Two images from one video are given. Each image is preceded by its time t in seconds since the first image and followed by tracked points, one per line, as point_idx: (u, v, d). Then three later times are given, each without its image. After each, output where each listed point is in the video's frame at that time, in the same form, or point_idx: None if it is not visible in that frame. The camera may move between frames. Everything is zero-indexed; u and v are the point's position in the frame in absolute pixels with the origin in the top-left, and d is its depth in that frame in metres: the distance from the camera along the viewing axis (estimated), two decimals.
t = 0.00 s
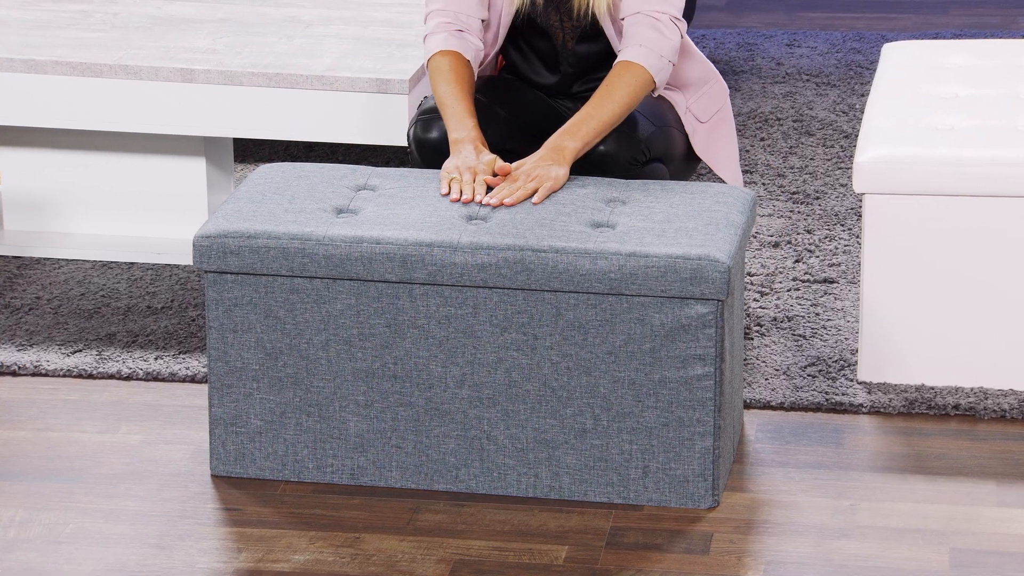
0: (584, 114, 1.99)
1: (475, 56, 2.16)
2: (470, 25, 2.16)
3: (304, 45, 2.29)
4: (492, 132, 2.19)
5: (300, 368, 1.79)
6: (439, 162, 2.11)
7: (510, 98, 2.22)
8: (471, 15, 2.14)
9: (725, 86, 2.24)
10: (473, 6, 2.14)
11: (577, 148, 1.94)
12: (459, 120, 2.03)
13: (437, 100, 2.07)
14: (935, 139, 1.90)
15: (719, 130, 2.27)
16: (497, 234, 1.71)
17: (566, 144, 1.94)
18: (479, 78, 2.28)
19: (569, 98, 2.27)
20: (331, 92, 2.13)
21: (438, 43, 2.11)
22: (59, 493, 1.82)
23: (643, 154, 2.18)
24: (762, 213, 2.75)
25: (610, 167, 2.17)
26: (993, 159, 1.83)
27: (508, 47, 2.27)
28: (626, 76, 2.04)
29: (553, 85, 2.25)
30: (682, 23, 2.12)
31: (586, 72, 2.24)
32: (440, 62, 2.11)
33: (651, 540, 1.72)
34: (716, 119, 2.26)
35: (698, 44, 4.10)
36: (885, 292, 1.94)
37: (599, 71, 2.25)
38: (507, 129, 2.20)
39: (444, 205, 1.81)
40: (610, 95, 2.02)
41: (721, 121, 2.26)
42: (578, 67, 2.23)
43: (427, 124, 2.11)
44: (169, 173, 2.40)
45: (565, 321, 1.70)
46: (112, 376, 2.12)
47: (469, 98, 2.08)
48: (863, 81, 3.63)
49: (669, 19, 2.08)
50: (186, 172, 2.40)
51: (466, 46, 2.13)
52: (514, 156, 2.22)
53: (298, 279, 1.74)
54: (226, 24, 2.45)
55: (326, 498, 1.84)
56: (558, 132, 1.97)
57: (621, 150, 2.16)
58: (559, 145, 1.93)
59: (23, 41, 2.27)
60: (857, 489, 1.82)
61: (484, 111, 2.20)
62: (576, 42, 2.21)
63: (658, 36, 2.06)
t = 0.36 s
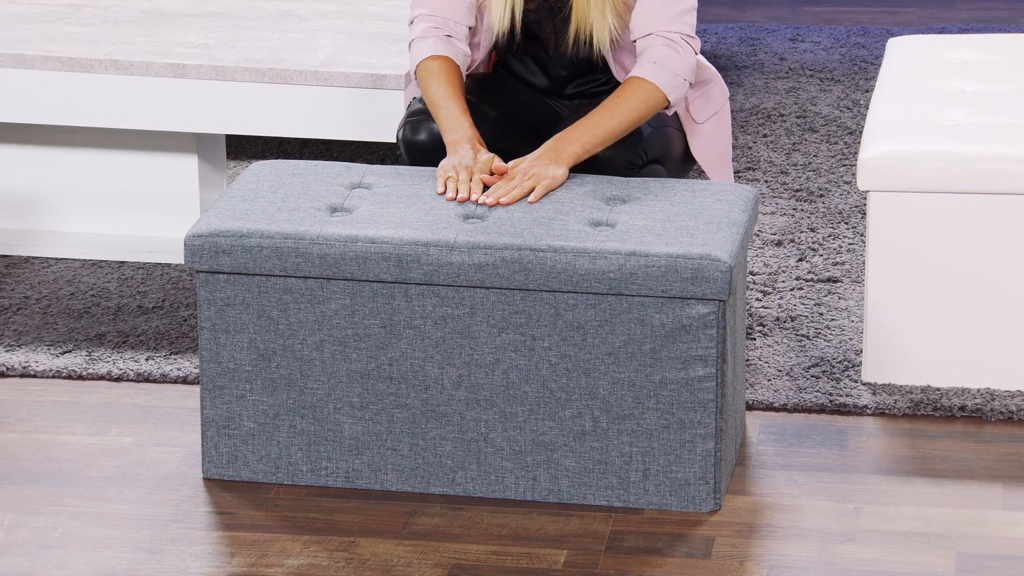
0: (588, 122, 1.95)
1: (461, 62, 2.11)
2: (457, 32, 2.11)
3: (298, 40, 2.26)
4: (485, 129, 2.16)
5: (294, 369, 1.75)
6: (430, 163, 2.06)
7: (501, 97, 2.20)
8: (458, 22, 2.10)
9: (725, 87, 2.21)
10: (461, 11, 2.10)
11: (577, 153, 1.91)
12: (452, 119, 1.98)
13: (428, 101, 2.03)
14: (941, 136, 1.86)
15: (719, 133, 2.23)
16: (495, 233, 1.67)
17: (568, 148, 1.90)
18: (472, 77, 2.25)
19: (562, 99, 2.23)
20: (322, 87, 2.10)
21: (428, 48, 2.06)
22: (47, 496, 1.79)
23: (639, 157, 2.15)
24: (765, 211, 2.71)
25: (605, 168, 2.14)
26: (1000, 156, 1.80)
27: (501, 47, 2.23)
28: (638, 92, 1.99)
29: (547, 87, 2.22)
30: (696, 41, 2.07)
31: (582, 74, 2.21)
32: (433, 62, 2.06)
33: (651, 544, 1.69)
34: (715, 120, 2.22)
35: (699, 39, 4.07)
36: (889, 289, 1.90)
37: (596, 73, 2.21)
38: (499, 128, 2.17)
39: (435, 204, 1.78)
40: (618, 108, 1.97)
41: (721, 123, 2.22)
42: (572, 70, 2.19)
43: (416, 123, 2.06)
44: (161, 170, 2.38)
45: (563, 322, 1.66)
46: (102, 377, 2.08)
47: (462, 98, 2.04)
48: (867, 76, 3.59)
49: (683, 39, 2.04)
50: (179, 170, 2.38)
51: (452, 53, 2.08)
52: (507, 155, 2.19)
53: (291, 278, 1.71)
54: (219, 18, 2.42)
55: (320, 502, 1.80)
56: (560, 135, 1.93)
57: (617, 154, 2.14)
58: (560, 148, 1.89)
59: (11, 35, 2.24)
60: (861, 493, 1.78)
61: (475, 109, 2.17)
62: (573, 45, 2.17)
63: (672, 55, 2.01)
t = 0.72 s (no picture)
0: (585, 118, 1.92)
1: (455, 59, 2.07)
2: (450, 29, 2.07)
3: (290, 34, 2.22)
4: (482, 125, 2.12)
5: (286, 370, 1.72)
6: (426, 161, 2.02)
7: (496, 93, 2.16)
8: (451, 18, 2.06)
9: (724, 82, 2.18)
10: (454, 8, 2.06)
11: (576, 150, 1.88)
12: (447, 116, 1.95)
13: (423, 100, 1.99)
14: (945, 131, 1.83)
15: (718, 127, 2.19)
16: (490, 231, 1.63)
17: (566, 144, 1.87)
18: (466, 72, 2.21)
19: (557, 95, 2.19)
20: (315, 82, 2.07)
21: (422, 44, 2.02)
22: (34, 499, 1.75)
23: (637, 152, 2.11)
24: (766, 208, 2.67)
25: (603, 164, 2.10)
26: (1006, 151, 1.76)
27: (497, 42, 2.19)
28: (636, 87, 1.95)
29: (544, 83, 2.19)
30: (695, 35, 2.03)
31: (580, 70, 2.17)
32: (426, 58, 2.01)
33: (651, 548, 1.65)
34: (715, 115, 2.19)
35: (700, 33, 4.03)
36: (891, 286, 1.86)
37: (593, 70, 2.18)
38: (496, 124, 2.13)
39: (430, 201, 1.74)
40: (616, 104, 1.94)
41: (720, 118, 2.19)
42: (571, 66, 2.16)
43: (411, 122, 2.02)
44: (151, 166, 2.35)
45: (560, 321, 1.63)
46: (90, 378, 2.05)
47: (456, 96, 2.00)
48: (870, 70, 3.56)
49: (681, 33, 2.00)
50: (169, 166, 2.34)
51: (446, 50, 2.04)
52: (503, 152, 2.15)
53: (283, 276, 1.67)
54: (209, 11, 2.39)
55: (312, 505, 1.76)
56: (558, 131, 1.90)
57: (614, 149, 2.10)
58: (557, 144, 1.86)
59: None
60: (864, 495, 1.75)
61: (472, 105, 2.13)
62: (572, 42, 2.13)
63: (671, 49, 1.98)
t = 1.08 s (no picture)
0: (584, 111, 1.87)
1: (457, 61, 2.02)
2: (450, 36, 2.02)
3: (284, 29, 2.19)
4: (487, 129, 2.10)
5: (280, 371, 1.68)
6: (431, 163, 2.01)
7: (499, 92, 2.13)
8: (450, 25, 2.01)
9: (726, 70, 2.13)
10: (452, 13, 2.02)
11: (577, 147, 1.83)
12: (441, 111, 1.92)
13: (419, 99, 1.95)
14: (951, 127, 1.79)
15: (721, 118, 2.15)
16: (489, 228, 1.60)
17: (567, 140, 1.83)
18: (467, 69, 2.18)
19: (563, 88, 2.16)
20: (310, 77, 2.04)
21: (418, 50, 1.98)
22: (22, 503, 1.71)
23: (642, 146, 2.10)
24: (769, 206, 2.64)
25: (608, 161, 2.09)
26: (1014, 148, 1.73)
27: (498, 37, 2.16)
28: (631, 71, 1.90)
29: (544, 74, 2.15)
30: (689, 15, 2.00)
31: (582, 63, 2.14)
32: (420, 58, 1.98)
33: (652, 552, 1.61)
34: (718, 105, 2.15)
35: (702, 27, 4.00)
36: (899, 285, 1.82)
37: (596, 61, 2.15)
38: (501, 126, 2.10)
39: (428, 198, 1.71)
40: (612, 91, 1.89)
41: (724, 107, 2.15)
42: (574, 59, 2.13)
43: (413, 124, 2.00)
44: (142, 163, 2.31)
45: (559, 320, 1.59)
46: (79, 379, 2.01)
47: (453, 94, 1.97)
48: (876, 65, 3.52)
49: (674, 12, 1.96)
50: (162, 163, 2.31)
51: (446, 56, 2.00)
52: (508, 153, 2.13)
53: (277, 276, 1.64)
54: (203, 6, 2.35)
55: (306, 508, 1.73)
56: (557, 128, 1.85)
57: (619, 143, 2.09)
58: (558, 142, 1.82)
59: None
60: (870, 498, 1.71)
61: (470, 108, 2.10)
62: (574, 33, 2.10)
63: (665, 29, 1.94)
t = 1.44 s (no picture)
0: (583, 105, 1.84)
1: (454, 48, 2.00)
2: (449, 16, 2.02)
3: (276, 22, 2.18)
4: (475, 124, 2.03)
5: (274, 373, 1.64)
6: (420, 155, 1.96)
7: (493, 85, 2.08)
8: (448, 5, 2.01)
9: (730, 65, 2.11)
10: None
11: (576, 143, 1.80)
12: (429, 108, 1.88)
13: (410, 94, 1.93)
14: (959, 123, 1.76)
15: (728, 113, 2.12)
16: (487, 226, 1.56)
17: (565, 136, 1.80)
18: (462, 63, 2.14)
19: (557, 82, 2.12)
20: (304, 71, 2.02)
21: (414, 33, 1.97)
22: (9, 507, 1.67)
23: (643, 144, 2.03)
24: (774, 203, 2.60)
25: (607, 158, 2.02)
26: None
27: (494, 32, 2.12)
28: (631, 66, 1.87)
29: (540, 69, 2.11)
30: (692, 9, 1.96)
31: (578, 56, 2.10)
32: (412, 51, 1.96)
33: (654, 558, 1.57)
34: (722, 100, 2.12)
35: (705, 21, 3.96)
36: (907, 285, 1.78)
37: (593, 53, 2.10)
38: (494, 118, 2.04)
39: (426, 195, 1.67)
40: (612, 85, 1.86)
41: (729, 103, 2.12)
42: (569, 50, 2.08)
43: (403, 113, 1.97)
44: (132, 158, 2.27)
45: (559, 320, 1.55)
46: (67, 380, 1.97)
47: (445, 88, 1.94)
48: (883, 59, 3.49)
49: (678, 7, 1.93)
50: (151, 159, 2.27)
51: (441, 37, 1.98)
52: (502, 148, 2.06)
53: (270, 275, 1.60)
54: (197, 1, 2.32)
55: (300, 513, 1.68)
56: (556, 122, 1.82)
57: (619, 140, 2.02)
58: (557, 137, 1.79)
59: None
60: (877, 502, 1.67)
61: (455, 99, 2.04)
62: (568, 25, 2.06)
63: (666, 23, 1.90)
